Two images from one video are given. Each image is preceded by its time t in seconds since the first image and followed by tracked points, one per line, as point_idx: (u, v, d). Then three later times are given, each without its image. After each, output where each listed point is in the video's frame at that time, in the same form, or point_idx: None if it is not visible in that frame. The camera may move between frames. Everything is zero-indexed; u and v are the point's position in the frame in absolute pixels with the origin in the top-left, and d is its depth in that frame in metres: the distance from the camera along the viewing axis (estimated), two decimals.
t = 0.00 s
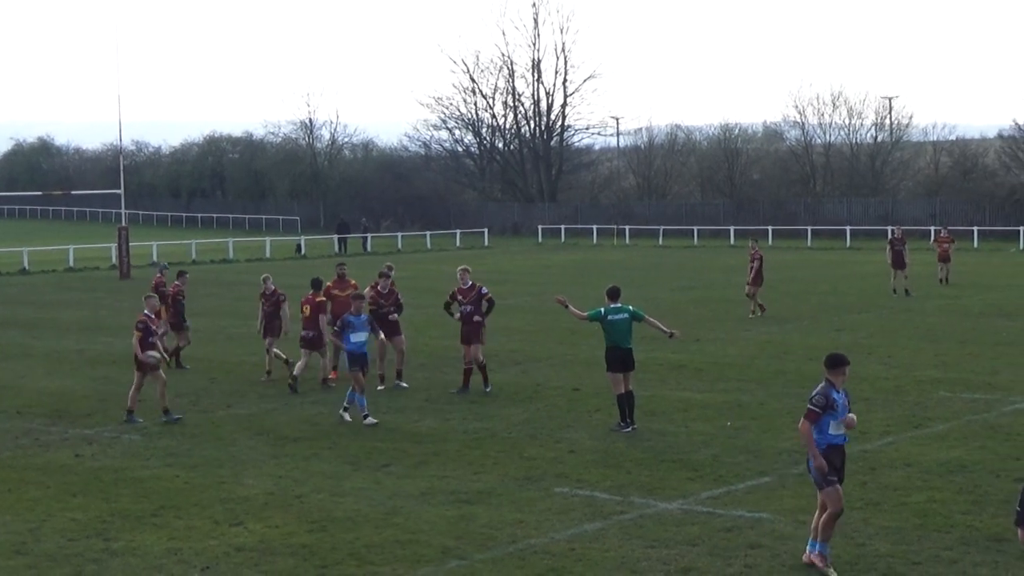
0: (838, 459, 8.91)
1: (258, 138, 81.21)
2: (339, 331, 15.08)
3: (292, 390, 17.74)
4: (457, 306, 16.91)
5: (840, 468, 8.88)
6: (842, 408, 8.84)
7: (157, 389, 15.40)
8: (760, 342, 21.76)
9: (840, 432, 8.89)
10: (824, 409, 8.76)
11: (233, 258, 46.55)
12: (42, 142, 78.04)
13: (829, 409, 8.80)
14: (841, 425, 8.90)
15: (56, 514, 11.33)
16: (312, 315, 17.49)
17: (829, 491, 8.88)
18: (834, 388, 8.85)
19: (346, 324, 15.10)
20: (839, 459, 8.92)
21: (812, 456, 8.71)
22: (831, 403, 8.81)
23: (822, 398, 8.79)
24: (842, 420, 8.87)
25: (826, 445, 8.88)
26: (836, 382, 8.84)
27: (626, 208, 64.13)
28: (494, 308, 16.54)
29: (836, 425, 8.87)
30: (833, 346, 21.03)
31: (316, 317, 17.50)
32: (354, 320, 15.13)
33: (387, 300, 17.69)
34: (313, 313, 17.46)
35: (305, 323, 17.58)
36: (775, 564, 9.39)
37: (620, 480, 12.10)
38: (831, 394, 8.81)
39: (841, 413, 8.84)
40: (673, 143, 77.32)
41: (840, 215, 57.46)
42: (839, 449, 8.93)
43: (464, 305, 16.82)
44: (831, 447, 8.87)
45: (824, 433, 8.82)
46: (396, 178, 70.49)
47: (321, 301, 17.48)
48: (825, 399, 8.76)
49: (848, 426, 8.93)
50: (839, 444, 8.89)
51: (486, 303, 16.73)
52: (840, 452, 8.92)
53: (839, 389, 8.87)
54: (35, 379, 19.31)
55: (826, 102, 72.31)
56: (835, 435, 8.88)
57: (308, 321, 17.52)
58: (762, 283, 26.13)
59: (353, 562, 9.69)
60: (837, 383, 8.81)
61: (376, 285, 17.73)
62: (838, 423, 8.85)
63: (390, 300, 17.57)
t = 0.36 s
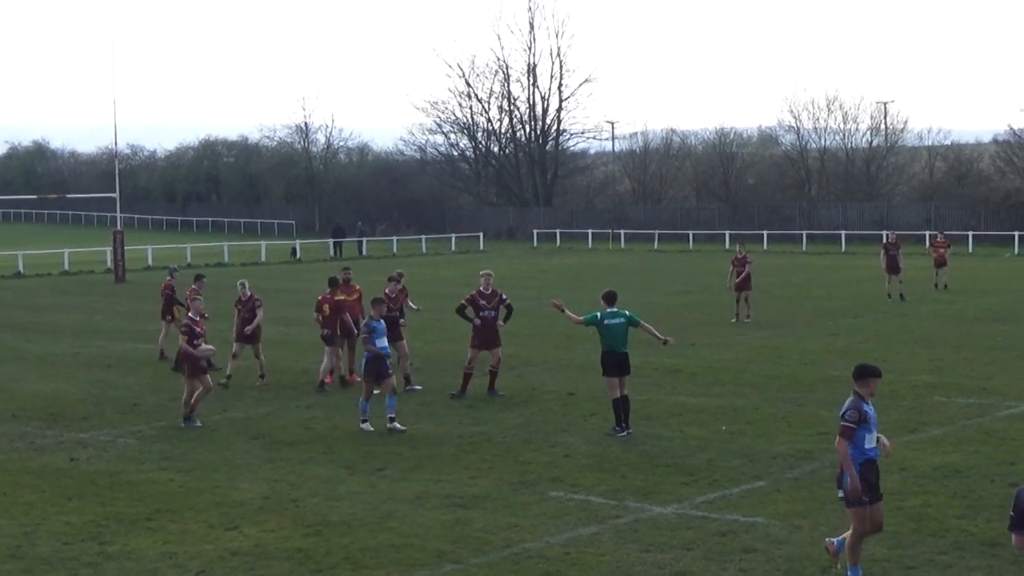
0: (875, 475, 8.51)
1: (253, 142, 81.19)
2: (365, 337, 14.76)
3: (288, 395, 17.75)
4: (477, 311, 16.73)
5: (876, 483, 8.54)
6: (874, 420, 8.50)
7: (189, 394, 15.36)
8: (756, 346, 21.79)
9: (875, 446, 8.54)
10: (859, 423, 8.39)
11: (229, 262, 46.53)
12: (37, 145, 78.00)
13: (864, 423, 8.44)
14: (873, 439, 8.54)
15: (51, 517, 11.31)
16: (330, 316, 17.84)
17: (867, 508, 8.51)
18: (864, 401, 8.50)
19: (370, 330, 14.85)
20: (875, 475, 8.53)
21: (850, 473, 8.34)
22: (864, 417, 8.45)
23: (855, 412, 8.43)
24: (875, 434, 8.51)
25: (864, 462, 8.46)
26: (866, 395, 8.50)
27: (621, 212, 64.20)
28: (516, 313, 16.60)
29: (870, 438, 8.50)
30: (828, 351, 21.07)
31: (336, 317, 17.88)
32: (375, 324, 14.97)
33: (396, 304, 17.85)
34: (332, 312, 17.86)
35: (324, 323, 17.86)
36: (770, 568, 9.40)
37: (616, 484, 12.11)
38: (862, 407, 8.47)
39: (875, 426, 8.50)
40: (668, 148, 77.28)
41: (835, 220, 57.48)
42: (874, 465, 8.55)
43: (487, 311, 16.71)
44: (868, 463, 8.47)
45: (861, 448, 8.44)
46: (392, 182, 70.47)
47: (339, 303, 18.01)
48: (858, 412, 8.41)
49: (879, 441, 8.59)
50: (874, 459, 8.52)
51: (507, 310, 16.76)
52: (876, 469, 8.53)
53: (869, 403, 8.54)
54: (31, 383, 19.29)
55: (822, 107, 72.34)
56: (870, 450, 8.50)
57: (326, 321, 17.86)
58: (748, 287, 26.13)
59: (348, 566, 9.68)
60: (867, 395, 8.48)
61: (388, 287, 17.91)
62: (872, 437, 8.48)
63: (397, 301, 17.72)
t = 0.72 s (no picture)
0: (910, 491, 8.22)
1: (252, 146, 81.23)
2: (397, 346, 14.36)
3: (286, 400, 17.75)
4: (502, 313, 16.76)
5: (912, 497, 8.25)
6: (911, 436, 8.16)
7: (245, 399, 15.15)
8: (755, 351, 21.80)
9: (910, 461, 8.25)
10: (891, 438, 8.10)
11: (227, 266, 46.58)
12: (36, 149, 78.05)
13: (897, 436, 8.14)
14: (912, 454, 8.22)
15: (49, 522, 11.30)
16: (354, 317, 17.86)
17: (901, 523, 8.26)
18: (902, 413, 8.19)
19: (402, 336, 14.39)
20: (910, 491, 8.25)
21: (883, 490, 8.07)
22: (898, 431, 8.15)
23: (887, 426, 8.13)
24: (912, 449, 8.19)
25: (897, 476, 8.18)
26: (904, 408, 8.17)
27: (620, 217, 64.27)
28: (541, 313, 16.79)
29: (906, 453, 8.18)
30: (826, 356, 21.09)
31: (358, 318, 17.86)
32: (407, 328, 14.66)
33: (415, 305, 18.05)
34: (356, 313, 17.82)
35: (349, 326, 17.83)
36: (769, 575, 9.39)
37: (614, 489, 12.11)
38: (898, 421, 8.15)
39: (911, 440, 8.18)
40: (667, 153, 77.28)
41: (833, 226, 57.60)
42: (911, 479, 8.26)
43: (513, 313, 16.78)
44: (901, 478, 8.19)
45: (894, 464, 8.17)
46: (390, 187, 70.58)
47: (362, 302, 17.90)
48: (890, 427, 8.12)
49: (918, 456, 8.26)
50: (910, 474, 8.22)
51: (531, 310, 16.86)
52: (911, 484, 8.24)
53: (908, 416, 8.20)
54: (29, 388, 19.27)
55: (820, 112, 72.44)
56: (906, 464, 8.20)
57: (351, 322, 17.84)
58: (745, 292, 26.12)
59: (345, 572, 9.67)
60: (905, 409, 8.13)
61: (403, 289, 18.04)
62: (908, 452, 8.16)
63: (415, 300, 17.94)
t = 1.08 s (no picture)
0: (948, 502, 8.07)
1: (251, 151, 81.27)
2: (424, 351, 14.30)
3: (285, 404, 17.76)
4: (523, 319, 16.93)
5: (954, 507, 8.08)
6: (945, 443, 8.07)
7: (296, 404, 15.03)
8: (754, 356, 21.81)
9: (951, 471, 8.11)
10: (920, 446, 8.12)
11: (226, 270, 46.52)
12: (36, 153, 78.09)
13: (929, 445, 8.12)
14: (955, 464, 8.10)
15: (48, 526, 11.29)
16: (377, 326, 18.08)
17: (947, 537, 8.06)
18: (940, 423, 8.15)
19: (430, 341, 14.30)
20: (951, 500, 8.08)
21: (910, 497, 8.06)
22: (931, 440, 8.13)
23: (918, 435, 8.18)
24: (949, 459, 8.08)
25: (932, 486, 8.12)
26: (943, 418, 8.13)
27: (620, 222, 64.35)
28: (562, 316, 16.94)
29: (944, 462, 8.09)
30: (825, 361, 21.10)
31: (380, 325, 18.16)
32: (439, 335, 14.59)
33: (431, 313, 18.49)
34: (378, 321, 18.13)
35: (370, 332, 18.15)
36: None
37: (613, 493, 12.10)
38: (930, 430, 8.16)
39: (947, 450, 8.08)
40: (666, 157, 77.23)
41: (833, 230, 57.59)
42: (954, 489, 8.12)
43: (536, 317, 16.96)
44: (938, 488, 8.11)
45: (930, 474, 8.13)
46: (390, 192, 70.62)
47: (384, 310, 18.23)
48: (918, 436, 8.14)
49: (963, 466, 8.11)
50: (949, 484, 8.09)
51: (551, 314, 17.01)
52: (952, 494, 8.09)
53: (947, 425, 8.14)
54: (28, 392, 19.25)
55: (819, 117, 72.48)
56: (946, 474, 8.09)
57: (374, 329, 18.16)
58: (749, 296, 26.12)
59: None
60: (939, 418, 8.11)
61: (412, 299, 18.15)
62: (943, 461, 8.08)
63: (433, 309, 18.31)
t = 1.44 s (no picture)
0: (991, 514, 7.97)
1: (247, 152, 81.26)
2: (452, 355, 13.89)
3: (281, 405, 17.76)
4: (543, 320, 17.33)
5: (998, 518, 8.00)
6: (987, 458, 7.88)
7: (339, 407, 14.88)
8: (749, 357, 21.84)
9: (994, 484, 7.96)
10: (963, 461, 7.90)
11: (221, 271, 46.49)
12: (31, 154, 78.05)
13: (972, 459, 7.91)
14: (997, 477, 7.95)
15: (44, 528, 11.28)
16: (396, 321, 18.40)
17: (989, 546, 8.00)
18: (980, 435, 7.93)
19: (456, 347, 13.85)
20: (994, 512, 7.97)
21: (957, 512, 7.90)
22: (973, 453, 7.91)
23: (960, 449, 7.94)
24: (993, 473, 7.92)
25: (975, 499, 7.97)
26: (982, 430, 7.88)
27: (615, 224, 64.37)
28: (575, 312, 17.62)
29: (988, 476, 7.93)
30: (821, 362, 21.14)
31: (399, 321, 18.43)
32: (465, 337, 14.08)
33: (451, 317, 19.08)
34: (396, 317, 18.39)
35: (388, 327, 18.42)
36: None
37: (607, 495, 12.10)
38: (971, 442, 7.92)
39: (990, 463, 7.89)
40: (662, 158, 77.21)
41: (828, 232, 57.64)
42: (997, 501, 7.99)
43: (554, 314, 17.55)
44: (981, 501, 7.96)
45: (973, 487, 7.96)
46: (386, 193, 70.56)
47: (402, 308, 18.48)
48: (961, 450, 7.91)
49: (1004, 477, 7.96)
50: (993, 496, 7.95)
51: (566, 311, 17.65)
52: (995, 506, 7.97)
53: (987, 438, 7.91)
54: (24, 393, 19.25)
55: (814, 119, 72.54)
56: (989, 487, 7.94)
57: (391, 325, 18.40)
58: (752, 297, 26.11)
59: None
60: (980, 431, 7.86)
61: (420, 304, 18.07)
62: (987, 476, 7.91)
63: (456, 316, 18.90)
